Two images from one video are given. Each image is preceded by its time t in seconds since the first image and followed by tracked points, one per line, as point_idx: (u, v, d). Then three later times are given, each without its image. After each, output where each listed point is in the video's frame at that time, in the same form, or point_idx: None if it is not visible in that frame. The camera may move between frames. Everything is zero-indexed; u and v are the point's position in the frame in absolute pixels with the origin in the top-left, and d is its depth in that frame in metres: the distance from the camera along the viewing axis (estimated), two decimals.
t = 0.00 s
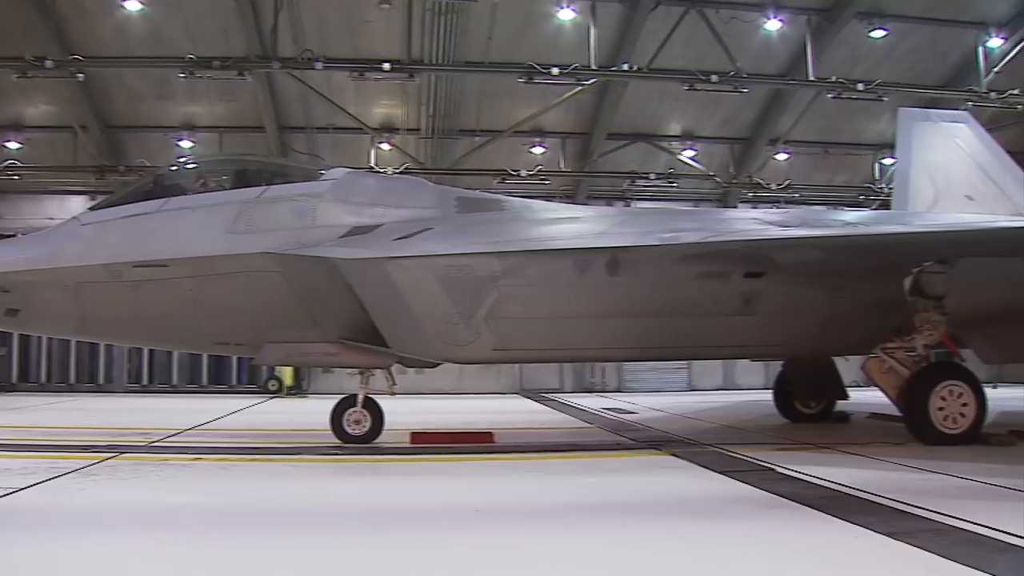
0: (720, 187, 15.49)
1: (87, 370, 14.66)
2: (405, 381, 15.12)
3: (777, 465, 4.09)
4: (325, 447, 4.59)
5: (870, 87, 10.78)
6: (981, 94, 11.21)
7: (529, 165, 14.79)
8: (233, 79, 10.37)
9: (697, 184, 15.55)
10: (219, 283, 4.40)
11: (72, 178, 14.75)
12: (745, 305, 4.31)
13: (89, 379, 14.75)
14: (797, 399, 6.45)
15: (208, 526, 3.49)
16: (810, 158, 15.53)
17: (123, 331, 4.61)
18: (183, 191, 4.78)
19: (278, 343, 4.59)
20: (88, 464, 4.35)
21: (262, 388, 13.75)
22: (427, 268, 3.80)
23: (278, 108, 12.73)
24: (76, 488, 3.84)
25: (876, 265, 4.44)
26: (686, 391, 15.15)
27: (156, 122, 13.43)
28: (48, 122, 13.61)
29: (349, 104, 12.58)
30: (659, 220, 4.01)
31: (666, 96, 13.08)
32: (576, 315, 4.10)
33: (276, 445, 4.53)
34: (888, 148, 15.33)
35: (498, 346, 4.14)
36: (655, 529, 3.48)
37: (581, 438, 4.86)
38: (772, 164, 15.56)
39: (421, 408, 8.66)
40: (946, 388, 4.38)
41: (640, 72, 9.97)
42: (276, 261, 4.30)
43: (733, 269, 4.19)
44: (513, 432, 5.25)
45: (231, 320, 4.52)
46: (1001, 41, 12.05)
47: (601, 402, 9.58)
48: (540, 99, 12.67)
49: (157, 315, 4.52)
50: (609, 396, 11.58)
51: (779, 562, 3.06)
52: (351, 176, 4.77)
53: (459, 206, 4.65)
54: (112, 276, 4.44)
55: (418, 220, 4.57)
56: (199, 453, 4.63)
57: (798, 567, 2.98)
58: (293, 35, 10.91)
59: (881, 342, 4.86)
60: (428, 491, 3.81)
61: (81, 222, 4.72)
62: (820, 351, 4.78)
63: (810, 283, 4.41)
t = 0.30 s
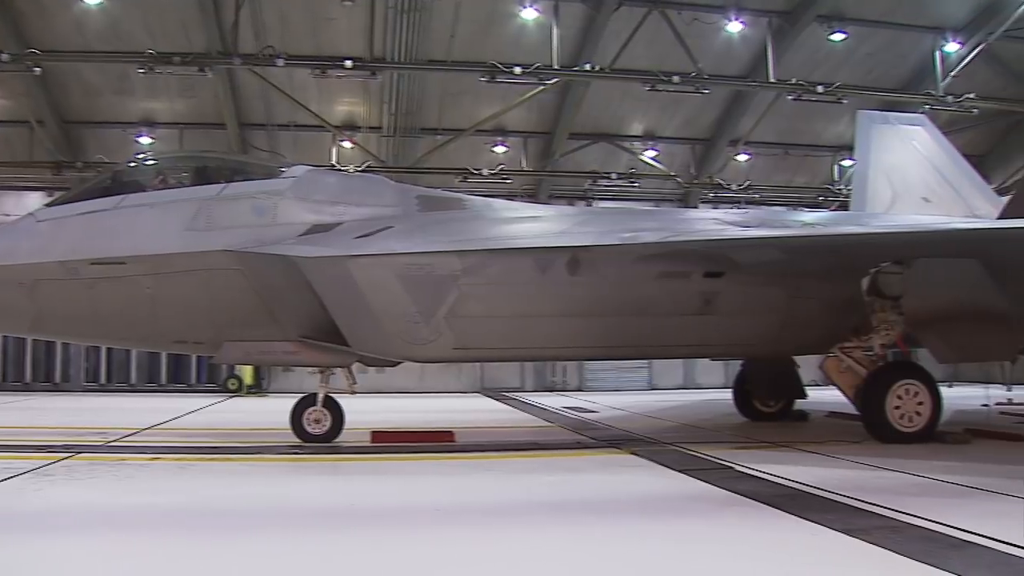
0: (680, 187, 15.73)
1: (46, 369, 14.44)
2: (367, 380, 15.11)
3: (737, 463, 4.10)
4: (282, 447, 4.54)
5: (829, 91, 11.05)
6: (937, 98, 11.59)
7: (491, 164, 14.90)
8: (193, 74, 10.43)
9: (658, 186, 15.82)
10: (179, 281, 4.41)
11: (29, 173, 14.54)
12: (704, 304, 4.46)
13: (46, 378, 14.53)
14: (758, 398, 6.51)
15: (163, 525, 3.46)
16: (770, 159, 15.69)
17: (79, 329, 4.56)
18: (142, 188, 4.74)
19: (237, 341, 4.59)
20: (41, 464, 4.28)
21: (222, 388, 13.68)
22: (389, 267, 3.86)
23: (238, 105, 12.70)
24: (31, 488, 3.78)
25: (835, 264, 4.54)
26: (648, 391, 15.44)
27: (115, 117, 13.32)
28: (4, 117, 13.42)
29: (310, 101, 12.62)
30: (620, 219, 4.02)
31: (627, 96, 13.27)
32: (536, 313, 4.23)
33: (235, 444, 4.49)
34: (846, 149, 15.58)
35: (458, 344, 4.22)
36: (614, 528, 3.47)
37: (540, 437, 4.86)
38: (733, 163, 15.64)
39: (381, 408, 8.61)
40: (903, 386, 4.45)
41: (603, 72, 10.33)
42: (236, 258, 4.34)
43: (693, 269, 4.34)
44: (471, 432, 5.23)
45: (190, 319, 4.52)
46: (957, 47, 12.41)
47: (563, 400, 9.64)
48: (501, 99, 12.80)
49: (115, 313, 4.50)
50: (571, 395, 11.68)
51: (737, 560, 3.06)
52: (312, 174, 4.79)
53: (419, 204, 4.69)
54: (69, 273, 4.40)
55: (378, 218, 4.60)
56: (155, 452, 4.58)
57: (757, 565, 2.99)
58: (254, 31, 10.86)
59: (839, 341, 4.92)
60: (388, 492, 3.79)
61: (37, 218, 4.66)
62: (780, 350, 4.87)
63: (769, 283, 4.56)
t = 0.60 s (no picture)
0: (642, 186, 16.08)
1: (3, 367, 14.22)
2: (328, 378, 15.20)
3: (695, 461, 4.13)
4: (240, 446, 4.51)
5: (790, 91, 11.33)
6: (896, 100, 11.94)
7: (453, 161, 15.09)
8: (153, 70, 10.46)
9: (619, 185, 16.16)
10: (138, 278, 4.40)
11: None
12: (664, 303, 4.52)
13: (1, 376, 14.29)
14: (718, 396, 6.59)
15: (117, 524, 3.42)
16: (731, 159, 16.00)
17: (34, 326, 4.51)
18: (100, 183, 4.70)
19: (196, 339, 4.56)
20: None
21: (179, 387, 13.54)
22: (349, 264, 3.87)
23: (199, 100, 12.69)
24: None
25: (794, 267, 4.57)
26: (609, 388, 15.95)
27: (74, 112, 13.21)
28: None
29: (272, 97, 12.69)
30: (581, 218, 4.04)
31: (590, 95, 13.40)
32: (497, 312, 4.26)
33: (193, 444, 4.46)
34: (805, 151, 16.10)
35: (419, 343, 4.24)
36: (572, 526, 3.48)
37: (498, 436, 4.87)
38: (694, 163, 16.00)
39: (341, 406, 8.63)
40: (860, 385, 4.49)
41: (567, 72, 10.65)
42: (196, 256, 4.34)
43: (653, 268, 4.39)
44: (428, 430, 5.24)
45: (148, 316, 4.49)
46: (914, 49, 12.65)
47: (525, 399, 9.72)
48: (463, 97, 13.00)
49: (72, 310, 4.46)
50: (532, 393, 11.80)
51: (694, 558, 3.08)
52: (272, 171, 4.82)
53: (381, 202, 4.71)
54: (25, 269, 4.35)
55: (338, 215, 4.62)
56: (110, 452, 4.53)
57: (713, 563, 3.01)
58: (214, 26, 10.81)
59: (797, 341, 4.96)
60: (346, 491, 3.78)
61: None
62: (740, 348, 4.93)
63: (728, 283, 4.62)
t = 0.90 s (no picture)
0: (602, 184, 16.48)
1: None
2: (286, 376, 15.27)
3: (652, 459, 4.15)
4: (195, 446, 4.47)
5: (748, 92, 11.43)
6: (852, 101, 12.23)
7: (411, 160, 15.31)
8: (109, 63, 10.44)
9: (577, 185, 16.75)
10: (93, 275, 4.36)
11: None
12: (622, 302, 4.57)
13: None
14: (675, 394, 6.61)
15: (66, 525, 3.36)
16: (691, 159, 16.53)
17: None
18: (53, 179, 4.65)
19: (153, 337, 4.55)
20: None
21: (135, 384, 13.48)
22: (305, 262, 3.88)
23: (155, 95, 12.65)
24: None
25: (751, 267, 4.61)
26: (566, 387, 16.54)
27: (26, 106, 13.06)
28: None
29: (230, 93, 12.75)
30: (539, 217, 4.06)
31: (549, 95, 13.81)
32: (455, 310, 4.29)
33: (148, 444, 4.42)
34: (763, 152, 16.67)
35: (376, 341, 4.27)
36: (529, 525, 3.47)
37: (454, 434, 4.88)
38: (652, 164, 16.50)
39: (298, 404, 8.61)
40: (815, 382, 4.55)
41: (527, 70, 10.66)
42: (151, 253, 4.32)
43: (611, 267, 4.41)
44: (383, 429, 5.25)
45: (103, 314, 4.46)
46: (872, 53, 12.92)
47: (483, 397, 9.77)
48: (423, 94, 13.20)
49: (24, 308, 4.40)
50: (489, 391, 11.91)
51: (650, 557, 3.09)
52: (230, 167, 4.82)
53: (337, 200, 4.74)
54: None
55: (296, 212, 4.63)
56: (61, 452, 4.46)
57: (669, 562, 3.02)
58: (172, 19, 10.74)
59: (755, 337, 5.03)
60: (302, 491, 3.76)
61: None
62: (695, 346, 5.02)
63: (686, 282, 4.66)
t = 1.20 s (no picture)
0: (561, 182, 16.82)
1: None
2: (243, 373, 15.26)
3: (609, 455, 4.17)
4: (149, 445, 4.41)
5: (706, 91, 11.66)
6: (808, 102, 12.52)
7: (370, 156, 15.60)
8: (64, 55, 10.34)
9: (537, 182, 17.20)
10: (44, 271, 4.32)
11: None
12: (579, 299, 4.64)
13: None
14: (632, 390, 6.68)
15: (14, 524, 3.29)
16: (649, 157, 16.70)
17: None
18: (4, 172, 4.62)
19: (106, 334, 4.49)
20: None
21: (90, 380, 13.46)
22: (261, 258, 3.94)
23: (110, 88, 12.59)
24: None
25: (707, 264, 4.68)
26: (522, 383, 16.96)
27: None
28: None
29: (186, 86, 12.73)
30: (498, 214, 4.06)
31: (508, 92, 13.92)
32: (412, 307, 4.33)
33: (100, 444, 4.37)
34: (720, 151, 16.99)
35: (333, 338, 4.30)
36: (486, 521, 3.47)
37: (411, 433, 4.88)
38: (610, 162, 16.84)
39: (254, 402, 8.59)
40: (770, 380, 4.61)
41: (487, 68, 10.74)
42: (104, 248, 4.28)
43: (568, 264, 4.46)
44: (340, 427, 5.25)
45: (55, 310, 4.42)
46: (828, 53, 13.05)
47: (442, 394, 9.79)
48: (382, 90, 13.26)
49: None
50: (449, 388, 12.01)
51: (606, 553, 3.09)
52: (186, 162, 4.79)
53: (296, 195, 4.75)
54: None
55: (253, 209, 4.63)
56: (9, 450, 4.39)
57: (626, 558, 3.03)
58: (126, 11, 10.65)
59: (711, 337, 5.11)
60: (259, 489, 3.74)
61: None
62: (652, 343, 5.10)
63: (642, 279, 4.73)
